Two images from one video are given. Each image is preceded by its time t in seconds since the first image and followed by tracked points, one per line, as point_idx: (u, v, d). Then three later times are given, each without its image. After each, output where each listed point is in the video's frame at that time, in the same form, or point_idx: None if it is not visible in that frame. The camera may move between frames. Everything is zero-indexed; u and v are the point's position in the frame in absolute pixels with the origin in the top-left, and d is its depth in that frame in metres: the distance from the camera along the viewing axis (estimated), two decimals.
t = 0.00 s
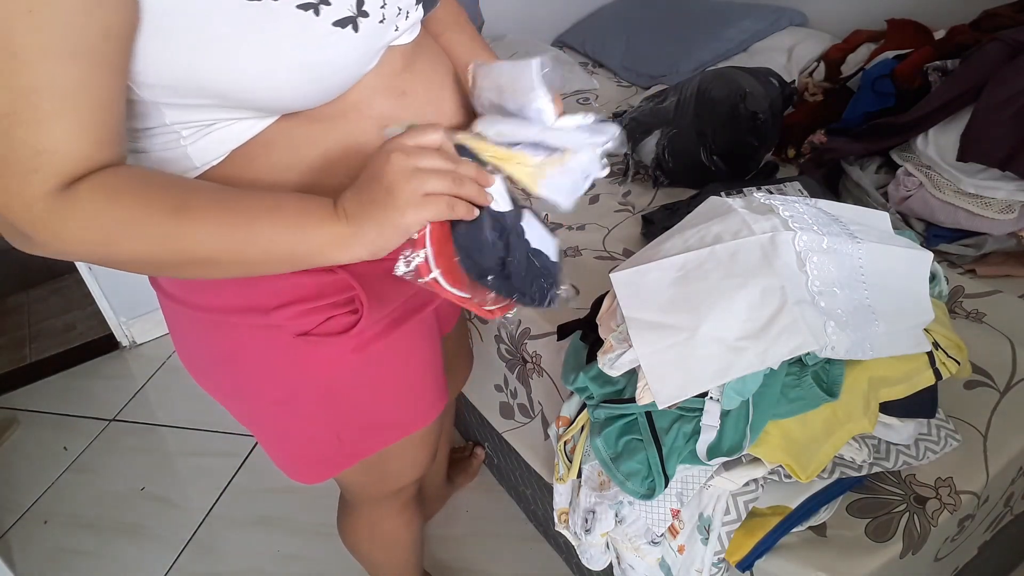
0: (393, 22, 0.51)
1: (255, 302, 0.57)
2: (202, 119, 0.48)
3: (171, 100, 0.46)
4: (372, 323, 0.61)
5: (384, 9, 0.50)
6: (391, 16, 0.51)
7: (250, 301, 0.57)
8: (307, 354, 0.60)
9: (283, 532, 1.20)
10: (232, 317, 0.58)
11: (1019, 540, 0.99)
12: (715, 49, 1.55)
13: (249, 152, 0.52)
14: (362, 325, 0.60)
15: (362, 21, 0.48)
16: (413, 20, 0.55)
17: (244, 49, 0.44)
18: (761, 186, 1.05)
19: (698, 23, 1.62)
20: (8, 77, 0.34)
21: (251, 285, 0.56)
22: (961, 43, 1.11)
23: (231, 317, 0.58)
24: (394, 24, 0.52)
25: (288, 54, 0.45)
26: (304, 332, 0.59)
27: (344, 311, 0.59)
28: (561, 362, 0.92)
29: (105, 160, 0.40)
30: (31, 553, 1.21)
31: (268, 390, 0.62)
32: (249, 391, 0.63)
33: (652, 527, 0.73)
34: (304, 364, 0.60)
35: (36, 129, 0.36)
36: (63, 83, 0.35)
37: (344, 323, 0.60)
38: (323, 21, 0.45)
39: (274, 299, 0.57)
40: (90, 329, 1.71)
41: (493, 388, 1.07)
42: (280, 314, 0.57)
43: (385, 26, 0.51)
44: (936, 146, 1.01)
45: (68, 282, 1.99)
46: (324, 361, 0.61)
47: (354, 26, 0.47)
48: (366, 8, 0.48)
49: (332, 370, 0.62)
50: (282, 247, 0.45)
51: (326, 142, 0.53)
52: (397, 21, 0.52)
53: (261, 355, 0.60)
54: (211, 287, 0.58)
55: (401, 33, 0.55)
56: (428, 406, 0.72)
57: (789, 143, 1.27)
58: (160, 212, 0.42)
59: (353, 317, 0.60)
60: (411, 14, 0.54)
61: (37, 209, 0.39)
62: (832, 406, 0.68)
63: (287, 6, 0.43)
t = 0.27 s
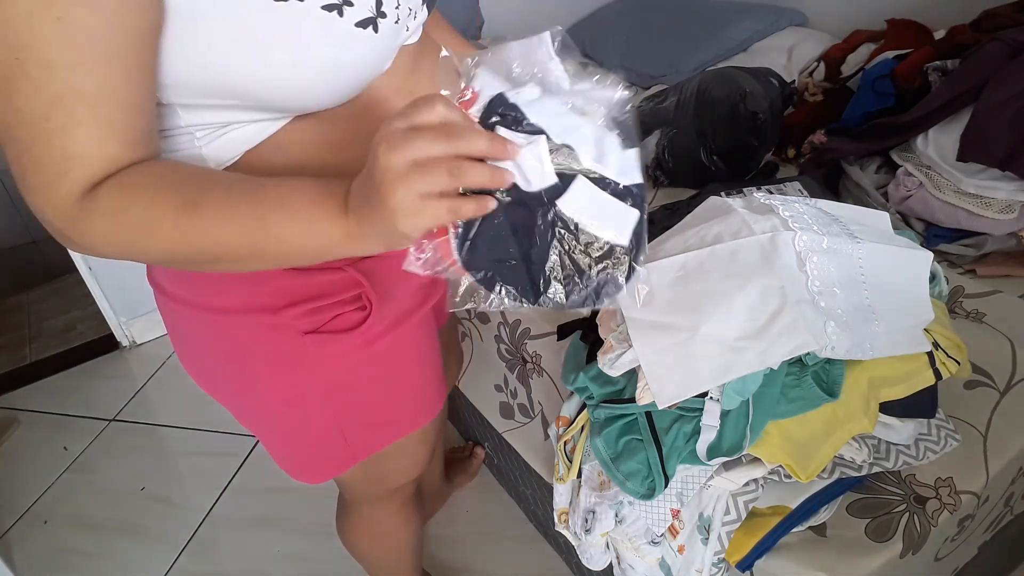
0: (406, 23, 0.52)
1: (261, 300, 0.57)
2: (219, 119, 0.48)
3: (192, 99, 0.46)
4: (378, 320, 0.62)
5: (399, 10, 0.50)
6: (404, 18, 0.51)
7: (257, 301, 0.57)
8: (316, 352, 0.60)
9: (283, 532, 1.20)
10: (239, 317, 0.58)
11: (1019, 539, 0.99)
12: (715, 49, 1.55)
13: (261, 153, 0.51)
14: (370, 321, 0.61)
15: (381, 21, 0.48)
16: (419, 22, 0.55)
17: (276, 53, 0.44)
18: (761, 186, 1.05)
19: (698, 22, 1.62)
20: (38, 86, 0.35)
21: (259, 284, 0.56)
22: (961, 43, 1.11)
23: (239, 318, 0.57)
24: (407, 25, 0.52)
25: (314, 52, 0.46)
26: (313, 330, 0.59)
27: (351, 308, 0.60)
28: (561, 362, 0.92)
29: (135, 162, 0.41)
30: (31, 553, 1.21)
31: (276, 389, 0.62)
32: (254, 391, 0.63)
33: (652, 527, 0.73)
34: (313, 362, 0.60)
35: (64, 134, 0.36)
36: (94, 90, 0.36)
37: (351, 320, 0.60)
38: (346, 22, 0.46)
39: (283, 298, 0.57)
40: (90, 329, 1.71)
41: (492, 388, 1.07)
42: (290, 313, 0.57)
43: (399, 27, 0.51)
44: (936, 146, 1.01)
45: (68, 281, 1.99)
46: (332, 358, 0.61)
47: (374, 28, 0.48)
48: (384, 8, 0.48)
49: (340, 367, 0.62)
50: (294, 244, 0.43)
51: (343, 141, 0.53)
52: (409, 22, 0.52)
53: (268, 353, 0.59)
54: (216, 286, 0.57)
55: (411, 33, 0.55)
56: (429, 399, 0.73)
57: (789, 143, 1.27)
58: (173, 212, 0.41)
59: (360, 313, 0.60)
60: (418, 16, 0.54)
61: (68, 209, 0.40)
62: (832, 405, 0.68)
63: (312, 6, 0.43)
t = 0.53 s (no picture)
0: (415, 26, 0.53)
1: (266, 300, 0.57)
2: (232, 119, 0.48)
3: (208, 100, 0.46)
4: (381, 318, 0.62)
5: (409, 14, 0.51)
6: (413, 21, 0.52)
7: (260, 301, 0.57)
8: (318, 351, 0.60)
9: (283, 532, 1.20)
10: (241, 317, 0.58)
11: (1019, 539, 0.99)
12: (715, 49, 1.55)
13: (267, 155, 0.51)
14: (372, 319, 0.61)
15: (397, 26, 0.49)
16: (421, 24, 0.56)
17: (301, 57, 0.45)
18: (761, 186, 1.05)
19: (698, 23, 1.62)
20: (76, 87, 0.34)
21: (262, 284, 0.56)
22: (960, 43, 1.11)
23: (241, 318, 0.57)
24: (415, 28, 0.53)
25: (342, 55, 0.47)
26: (315, 328, 0.59)
27: (354, 307, 0.60)
28: (561, 362, 0.91)
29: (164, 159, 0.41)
30: (31, 553, 1.21)
31: (278, 389, 0.62)
32: (256, 392, 0.62)
33: (652, 527, 0.73)
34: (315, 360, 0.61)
35: (103, 134, 0.36)
36: (130, 89, 0.36)
37: (354, 318, 0.61)
38: (367, 25, 0.47)
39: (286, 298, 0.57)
40: (90, 329, 1.71)
41: (493, 388, 1.07)
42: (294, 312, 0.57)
43: (410, 31, 0.52)
44: (936, 146, 1.01)
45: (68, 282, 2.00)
46: (334, 356, 0.61)
47: (391, 31, 0.49)
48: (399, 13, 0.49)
49: (341, 366, 0.62)
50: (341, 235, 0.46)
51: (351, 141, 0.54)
52: (417, 26, 0.54)
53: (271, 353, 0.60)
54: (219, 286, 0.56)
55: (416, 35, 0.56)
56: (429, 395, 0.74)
57: (789, 143, 1.27)
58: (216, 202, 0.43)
59: (363, 311, 0.61)
60: (422, 19, 0.55)
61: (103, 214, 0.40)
62: (832, 405, 0.68)
63: (336, 9, 0.44)
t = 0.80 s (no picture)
0: (425, 32, 0.54)
1: (264, 297, 0.57)
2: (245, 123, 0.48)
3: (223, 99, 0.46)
4: (376, 314, 0.63)
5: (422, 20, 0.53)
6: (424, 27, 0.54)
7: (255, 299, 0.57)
8: (313, 348, 0.61)
9: (283, 532, 1.20)
10: (236, 314, 0.58)
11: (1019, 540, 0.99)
12: (715, 49, 1.55)
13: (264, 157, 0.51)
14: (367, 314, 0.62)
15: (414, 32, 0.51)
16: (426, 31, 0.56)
17: (309, 59, 0.45)
18: (761, 186, 1.05)
19: (697, 23, 1.62)
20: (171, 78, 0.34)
21: (257, 282, 0.56)
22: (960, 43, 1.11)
23: (237, 315, 0.58)
24: (425, 34, 0.55)
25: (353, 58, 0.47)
26: (311, 324, 0.59)
27: (350, 303, 0.61)
28: (561, 362, 0.91)
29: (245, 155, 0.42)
30: (31, 552, 1.21)
31: (273, 388, 0.62)
32: (251, 391, 0.62)
33: (652, 527, 0.73)
34: (310, 358, 0.61)
35: (195, 134, 0.37)
36: (211, 76, 0.36)
37: (350, 314, 0.61)
38: (390, 30, 0.48)
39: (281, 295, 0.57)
40: (90, 329, 1.71)
41: (493, 388, 1.08)
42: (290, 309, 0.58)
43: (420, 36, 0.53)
44: (936, 146, 1.01)
45: (68, 282, 2.00)
46: (330, 352, 0.62)
47: (409, 37, 0.51)
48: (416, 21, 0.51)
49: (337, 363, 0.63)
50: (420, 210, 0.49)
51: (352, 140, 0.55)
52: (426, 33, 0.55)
53: (269, 351, 0.60)
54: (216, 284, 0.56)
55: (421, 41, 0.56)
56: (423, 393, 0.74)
57: (789, 143, 1.27)
58: (304, 191, 0.44)
59: (359, 308, 0.62)
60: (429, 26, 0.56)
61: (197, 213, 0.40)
62: (832, 406, 0.68)
63: (364, 13, 0.45)
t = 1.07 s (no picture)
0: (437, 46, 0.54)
1: (247, 296, 0.57)
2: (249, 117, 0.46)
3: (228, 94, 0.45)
4: (362, 314, 0.63)
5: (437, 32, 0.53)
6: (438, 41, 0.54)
7: (240, 297, 0.57)
8: (298, 348, 0.60)
9: (283, 532, 1.20)
10: (221, 313, 0.58)
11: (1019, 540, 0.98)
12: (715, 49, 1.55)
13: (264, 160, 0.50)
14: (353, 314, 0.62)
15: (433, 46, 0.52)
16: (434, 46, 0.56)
17: (342, 68, 0.45)
18: (761, 186, 1.05)
19: (697, 23, 1.62)
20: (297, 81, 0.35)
21: (241, 281, 0.56)
22: (960, 43, 1.11)
23: (222, 313, 0.58)
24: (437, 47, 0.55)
25: (376, 70, 0.47)
26: (296, 324, 0.59)
27: (335, 302, 0.61)
28: (560, 362, 0.91)
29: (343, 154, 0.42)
30: (31, 553, 1.21)
31: (259, 385, 0.62)
32: (236, 388, 0.63)
33: (652, 527, 0.73)
34: (296, 357, 0.61)
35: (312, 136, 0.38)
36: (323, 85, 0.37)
37: (335, 313, 0.61)
38: (416, 42, 0.49)
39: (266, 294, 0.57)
40: (90, 329, 1.71)
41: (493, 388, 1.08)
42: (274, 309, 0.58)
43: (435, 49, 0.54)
44: (936, 145, 1.01)
45: (67, 282, 2.00)
46: (315, 352, 0.61)
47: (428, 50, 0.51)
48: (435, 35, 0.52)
49: (322, 362, 0.62)
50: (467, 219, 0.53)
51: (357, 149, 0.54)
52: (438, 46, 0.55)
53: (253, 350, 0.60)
54: (201, 282, 0.56)
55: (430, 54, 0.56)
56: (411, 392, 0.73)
57: (789, 143, 1.27)
58: (392, 192, 0.46)
59: (344, 307, 0.61)
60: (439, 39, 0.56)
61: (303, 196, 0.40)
62: (832, 405, 0.68)
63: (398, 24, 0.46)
